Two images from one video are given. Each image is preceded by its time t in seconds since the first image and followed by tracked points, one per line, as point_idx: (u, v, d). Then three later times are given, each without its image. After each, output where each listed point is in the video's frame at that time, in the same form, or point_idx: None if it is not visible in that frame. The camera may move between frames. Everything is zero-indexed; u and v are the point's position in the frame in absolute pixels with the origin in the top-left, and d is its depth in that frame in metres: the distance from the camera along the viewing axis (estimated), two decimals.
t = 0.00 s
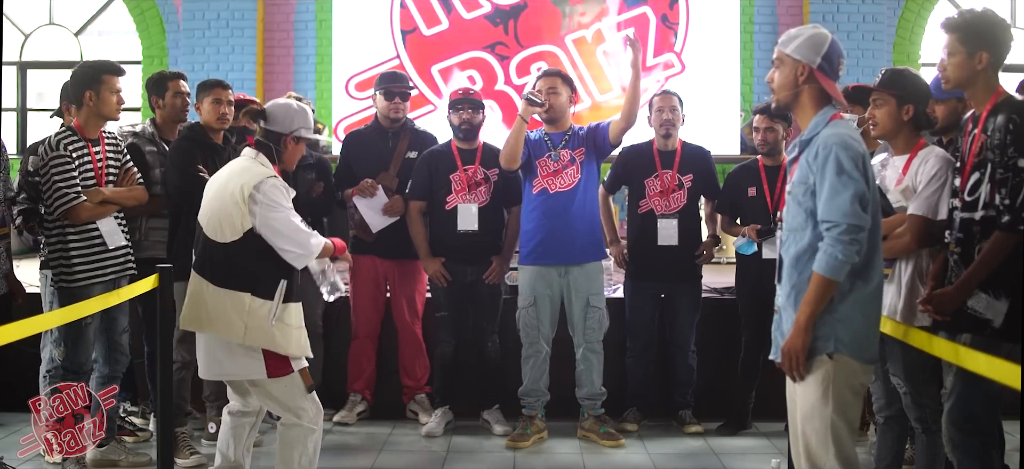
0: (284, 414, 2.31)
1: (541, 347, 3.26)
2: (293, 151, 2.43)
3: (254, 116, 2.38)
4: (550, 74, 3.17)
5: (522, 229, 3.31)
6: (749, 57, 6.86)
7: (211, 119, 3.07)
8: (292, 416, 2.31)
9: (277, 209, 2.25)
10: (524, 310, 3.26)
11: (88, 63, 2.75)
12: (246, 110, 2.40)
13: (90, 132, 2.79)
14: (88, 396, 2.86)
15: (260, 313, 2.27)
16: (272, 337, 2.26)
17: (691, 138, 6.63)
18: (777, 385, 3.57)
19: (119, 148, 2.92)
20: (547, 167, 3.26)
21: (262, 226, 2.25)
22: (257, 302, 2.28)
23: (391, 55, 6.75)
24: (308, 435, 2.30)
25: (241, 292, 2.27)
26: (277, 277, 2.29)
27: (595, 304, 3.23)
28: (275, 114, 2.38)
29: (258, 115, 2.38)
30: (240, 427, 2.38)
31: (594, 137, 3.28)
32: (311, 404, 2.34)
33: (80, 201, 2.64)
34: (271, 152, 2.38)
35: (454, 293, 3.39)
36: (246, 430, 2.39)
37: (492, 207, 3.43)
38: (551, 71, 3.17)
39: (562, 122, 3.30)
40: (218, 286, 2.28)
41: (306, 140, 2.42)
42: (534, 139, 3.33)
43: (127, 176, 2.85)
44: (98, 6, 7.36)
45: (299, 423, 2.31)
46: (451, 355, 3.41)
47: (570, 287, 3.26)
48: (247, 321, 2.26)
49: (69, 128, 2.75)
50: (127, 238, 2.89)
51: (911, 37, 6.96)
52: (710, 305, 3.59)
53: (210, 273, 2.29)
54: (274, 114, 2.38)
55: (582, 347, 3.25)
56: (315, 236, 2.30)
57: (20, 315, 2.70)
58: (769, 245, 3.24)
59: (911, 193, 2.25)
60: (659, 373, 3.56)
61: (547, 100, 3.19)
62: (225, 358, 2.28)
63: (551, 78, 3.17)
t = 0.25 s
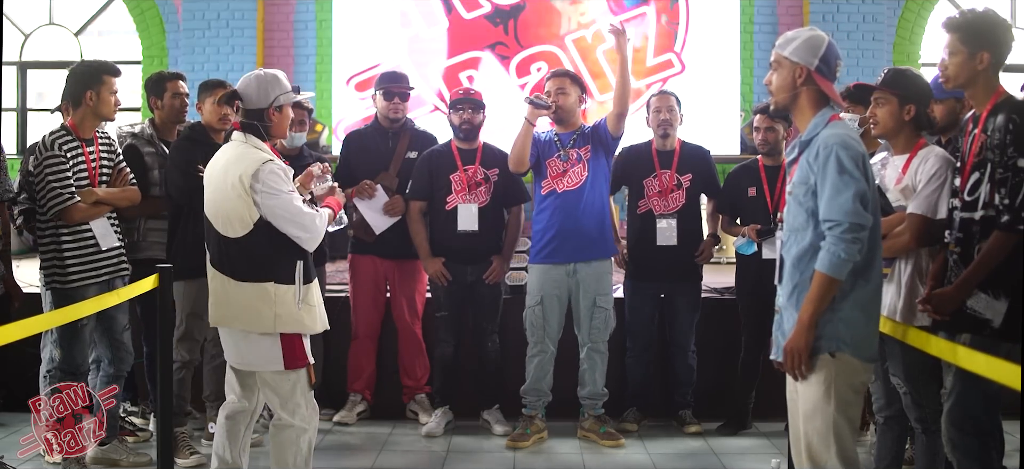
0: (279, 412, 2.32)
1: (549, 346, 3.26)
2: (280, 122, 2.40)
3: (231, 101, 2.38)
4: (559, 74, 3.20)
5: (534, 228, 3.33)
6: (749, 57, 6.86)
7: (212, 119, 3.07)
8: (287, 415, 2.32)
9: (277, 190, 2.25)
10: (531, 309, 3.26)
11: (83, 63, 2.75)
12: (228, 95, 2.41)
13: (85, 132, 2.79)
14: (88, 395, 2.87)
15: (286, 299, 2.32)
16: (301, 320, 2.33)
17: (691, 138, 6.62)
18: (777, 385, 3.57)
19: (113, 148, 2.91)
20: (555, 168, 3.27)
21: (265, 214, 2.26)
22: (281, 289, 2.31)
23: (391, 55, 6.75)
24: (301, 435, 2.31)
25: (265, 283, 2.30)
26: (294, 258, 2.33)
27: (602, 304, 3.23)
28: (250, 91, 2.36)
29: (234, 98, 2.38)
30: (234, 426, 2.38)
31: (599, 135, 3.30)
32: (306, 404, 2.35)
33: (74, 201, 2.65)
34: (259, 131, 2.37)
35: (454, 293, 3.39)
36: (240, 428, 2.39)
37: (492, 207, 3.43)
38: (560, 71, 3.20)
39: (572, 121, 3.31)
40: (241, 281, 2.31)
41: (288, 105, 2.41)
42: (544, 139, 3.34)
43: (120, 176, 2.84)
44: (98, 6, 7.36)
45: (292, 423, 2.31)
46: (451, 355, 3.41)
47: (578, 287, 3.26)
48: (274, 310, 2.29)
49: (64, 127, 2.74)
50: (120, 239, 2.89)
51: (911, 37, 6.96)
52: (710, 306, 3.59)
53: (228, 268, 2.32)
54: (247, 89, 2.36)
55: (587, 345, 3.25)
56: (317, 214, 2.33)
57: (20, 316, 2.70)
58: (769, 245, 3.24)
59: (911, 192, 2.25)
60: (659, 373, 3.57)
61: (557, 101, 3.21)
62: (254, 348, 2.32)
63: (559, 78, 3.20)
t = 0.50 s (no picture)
0: (273, 410, 2.32)
1: (554, 344, 3.26)
2: (275, 119, 2.40)
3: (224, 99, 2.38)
4: (572, 76, 3.21)
5: (543, 229, 3.33)
6: (749, 57, 6.87)
7: (212, 119, 3.07)
8: (280, 414, 2.31)
9: (272, 194, 2.25)
10: (539, 308, 3.25)
11: (78, 63, 2.74)
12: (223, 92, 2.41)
13: (81, 132, 2.79)
14: (88, 395, 2.89)
15: (286, 299, 2.32)
16: (302, 320, 2.33)
17: (691, 138, 6.62)
18: (777, 385, 3.57)
19: (108, 150, 2.93)
20: (564, 170, 3.28)
21: (261, 216, 2.25)
22: (280, 289, 2.31)
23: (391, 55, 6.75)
24: (294, 434, 2.31)
25: (264, 283, 2.30)
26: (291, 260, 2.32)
27: (608, 304, 3.23)
28: (243, 90, 2.35)
29: (227, 96, 2.37)
30: (230, 425, 2.38)
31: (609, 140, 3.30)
32: (300, 403, 2.35)
33: (71, 203, 2.64)
34: (256, 131, 2.37)
35: (454, 293, 3.39)
36: (236, 427, 2.39)
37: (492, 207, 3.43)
38: (572, 73, 3.21)
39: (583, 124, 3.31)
40: (241, 282, 2.30)
41: (281, 101, 2.41)
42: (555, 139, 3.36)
43: (116, 176, 2.85)
44: (97, 6, 7.36)
45: (285, 423, 2.31)
46: (451, 355, 3.41)
47: (584, 286, 3.25)
48: (274, 311, 2.30)
49: (60, 127, 2.74)
50: (114, 240, 2.89)
51: (911, 37, 6.96)
52: (710, 305, 3.59)
53: (228, 270, 2.32)
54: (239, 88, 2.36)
55: (592, 344, 3.25)
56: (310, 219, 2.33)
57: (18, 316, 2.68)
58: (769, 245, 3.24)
59: (911, 192, 2.25)
60: (659, 373, 3.56)
61: (569, 101, 3.19)
62: (256, 348, 2.32)
63: (571, 80, 3.20)
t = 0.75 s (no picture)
0: (269, 410, 2.32)
1: (553, 342, 3.25)
2: (271, 119, 2.40)
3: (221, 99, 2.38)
4: (577, 76, 3.18)
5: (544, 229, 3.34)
6: (749, 57, 6.86)
7: (207, 120, 3.05)
8: (276, 413, 2.32)
9: (266, 195, 2.24)
10: (538, 305, 3.26)
11: (75, 62, 2.73)
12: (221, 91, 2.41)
13: (77, 131, 2.78)
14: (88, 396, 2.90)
15: (281, 299, 2.31)
16: (297, 320, 2.33)
17: (692, 138, 6.62)
18: (777, 385, 3.57)
19: (105, 148, 2.93)
20: (565, 171, 3.28)
21: (256, 218, 2.26)
22: (275, 289, 2.31)
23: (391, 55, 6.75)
24: (290, 434, 2.31)
25: (259, 284, 2.30)
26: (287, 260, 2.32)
27: (606, 304, 3.21)
28: (240, 89, 2.36)
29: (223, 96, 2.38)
30: (228, 424, 2.38)
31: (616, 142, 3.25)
32: (297, 403, 2.35)
33: (66, 203, 2.64)
34: (252, 131, 2.37)
35: (454, 293, 3.39)
36: (234, 426, 2.39)
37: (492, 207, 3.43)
38: (577, 73, 3.19)
39: (588, 124, 3.28)
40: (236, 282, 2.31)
41: (278, 101, 2.42)
42: (557, 139, 3.35)
43: (112, 176, 2.85)
44: (97, 6, 7.36)
45: (281, 423, 2.31)
46: (451, 355, 3.41)
47: (580, 286, 3.24)
48: (269, 311, 2.29)
49: (55, 126, 2.74)
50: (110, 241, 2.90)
51: (911, 37, 6.95)
52: (710, 305, 3.59)
53: (225, 270, 2.32)
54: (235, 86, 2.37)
55: (590, 344, 3.25)
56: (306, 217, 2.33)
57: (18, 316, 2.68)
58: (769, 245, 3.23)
59: (911, 193, 2.25)
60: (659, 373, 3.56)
61: (571, 101, 3.18)
62: (253, 348, 2.32)
63: (576, 79, 3.18)
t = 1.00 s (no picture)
0: (267, 410, 2.33)
1: (547, 344, 3.26)
2: (263, 120, 2.41)
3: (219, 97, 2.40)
4: (573, 75, 3.18)
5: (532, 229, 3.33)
6: (749, 57, 6.87)
7: (203, 119, 3.03)
8: (273, 413, 2.33)
9: (258, 195, 2.24)
10: (532, 307, 3.25)
11: (75, 61, 2.73)
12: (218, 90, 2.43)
13: (77, 131, 2.78)
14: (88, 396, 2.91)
15: (275, 298, 2.31)
16: (292, 318, 2.33)
17: (692, 139, 6.62)
18: (777, 385, 3.57)
19: (110, 144, 2.90)
20: (558, 170, 3.27)
21: (249, 218, 2.26)
22: (269, 289, 2.31)
23: (391, 55, 6.75)
24: (287, 434, 2.32)
25: (254, 283, 2.30)
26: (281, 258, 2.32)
27: (602, 303, 3.23)
28: (240, 88, 2.38)
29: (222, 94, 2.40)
30: (225, 424, 2.38)
31: (607, 146, 3.29)
32: (294, 402, 2.35)
33: (58, 204, 2.66)
34: (244, 130, 2.39)
35: (454, 293, 3.39)
36: (231, 426, 2.39)
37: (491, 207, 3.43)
38: (574, 72, 3.19)
39: (581, 125, 3.30)
40: (231, 282, 2.31)
41: (273, 103, 2.42)
42: (549, 138, 3.33)
43: (115, 177, 2.84)
44: (97, 6, 7.36)
45: (279, 422, 2.32)
46: (452, 355, 3.41)
47: (576, 286, 3.27)
48: (263, 311, 2.30)
49: (55, 126, 2.75)
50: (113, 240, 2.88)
51: (911, 37, 6.95)
52: (710, 306, 3.59)
53: (221, 269, 2.32)
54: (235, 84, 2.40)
55: (585, 345, 3.25)
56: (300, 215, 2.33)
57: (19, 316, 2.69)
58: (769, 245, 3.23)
59: (912, 193, 2.25)
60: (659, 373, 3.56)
61: (568, 101, 3.19)
62: (249, 349, 2.32)
63: (572, 79, 3.18)
